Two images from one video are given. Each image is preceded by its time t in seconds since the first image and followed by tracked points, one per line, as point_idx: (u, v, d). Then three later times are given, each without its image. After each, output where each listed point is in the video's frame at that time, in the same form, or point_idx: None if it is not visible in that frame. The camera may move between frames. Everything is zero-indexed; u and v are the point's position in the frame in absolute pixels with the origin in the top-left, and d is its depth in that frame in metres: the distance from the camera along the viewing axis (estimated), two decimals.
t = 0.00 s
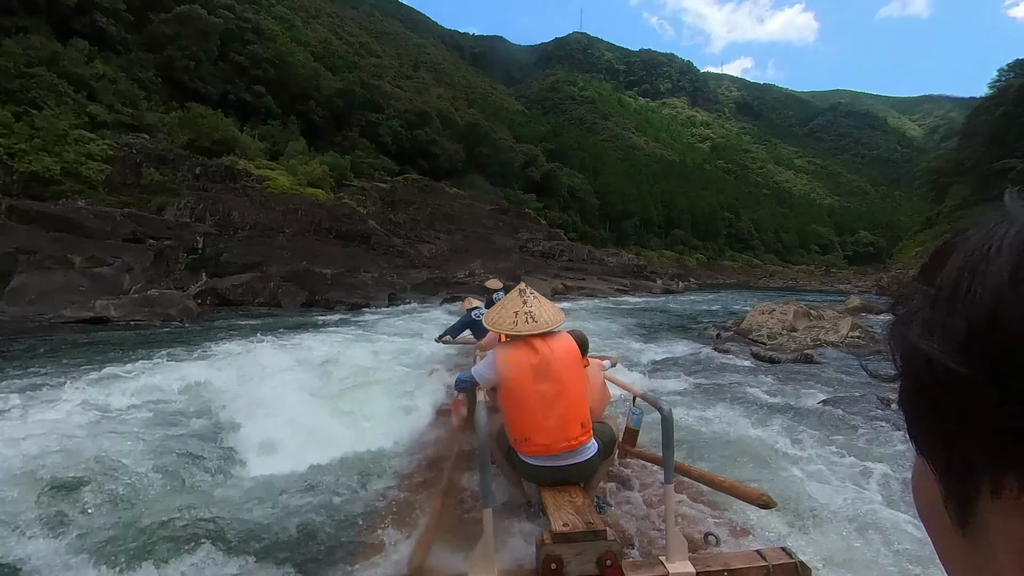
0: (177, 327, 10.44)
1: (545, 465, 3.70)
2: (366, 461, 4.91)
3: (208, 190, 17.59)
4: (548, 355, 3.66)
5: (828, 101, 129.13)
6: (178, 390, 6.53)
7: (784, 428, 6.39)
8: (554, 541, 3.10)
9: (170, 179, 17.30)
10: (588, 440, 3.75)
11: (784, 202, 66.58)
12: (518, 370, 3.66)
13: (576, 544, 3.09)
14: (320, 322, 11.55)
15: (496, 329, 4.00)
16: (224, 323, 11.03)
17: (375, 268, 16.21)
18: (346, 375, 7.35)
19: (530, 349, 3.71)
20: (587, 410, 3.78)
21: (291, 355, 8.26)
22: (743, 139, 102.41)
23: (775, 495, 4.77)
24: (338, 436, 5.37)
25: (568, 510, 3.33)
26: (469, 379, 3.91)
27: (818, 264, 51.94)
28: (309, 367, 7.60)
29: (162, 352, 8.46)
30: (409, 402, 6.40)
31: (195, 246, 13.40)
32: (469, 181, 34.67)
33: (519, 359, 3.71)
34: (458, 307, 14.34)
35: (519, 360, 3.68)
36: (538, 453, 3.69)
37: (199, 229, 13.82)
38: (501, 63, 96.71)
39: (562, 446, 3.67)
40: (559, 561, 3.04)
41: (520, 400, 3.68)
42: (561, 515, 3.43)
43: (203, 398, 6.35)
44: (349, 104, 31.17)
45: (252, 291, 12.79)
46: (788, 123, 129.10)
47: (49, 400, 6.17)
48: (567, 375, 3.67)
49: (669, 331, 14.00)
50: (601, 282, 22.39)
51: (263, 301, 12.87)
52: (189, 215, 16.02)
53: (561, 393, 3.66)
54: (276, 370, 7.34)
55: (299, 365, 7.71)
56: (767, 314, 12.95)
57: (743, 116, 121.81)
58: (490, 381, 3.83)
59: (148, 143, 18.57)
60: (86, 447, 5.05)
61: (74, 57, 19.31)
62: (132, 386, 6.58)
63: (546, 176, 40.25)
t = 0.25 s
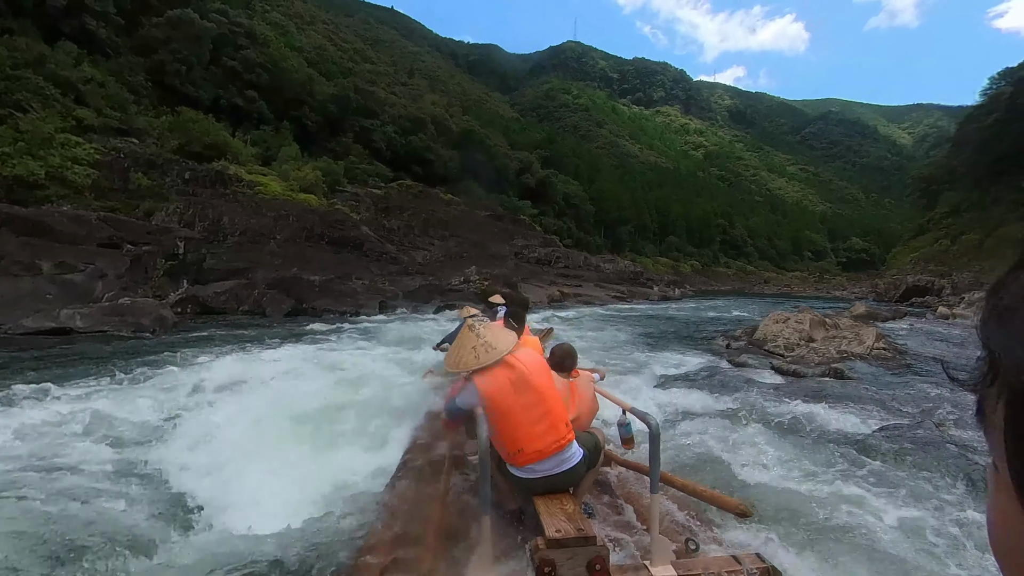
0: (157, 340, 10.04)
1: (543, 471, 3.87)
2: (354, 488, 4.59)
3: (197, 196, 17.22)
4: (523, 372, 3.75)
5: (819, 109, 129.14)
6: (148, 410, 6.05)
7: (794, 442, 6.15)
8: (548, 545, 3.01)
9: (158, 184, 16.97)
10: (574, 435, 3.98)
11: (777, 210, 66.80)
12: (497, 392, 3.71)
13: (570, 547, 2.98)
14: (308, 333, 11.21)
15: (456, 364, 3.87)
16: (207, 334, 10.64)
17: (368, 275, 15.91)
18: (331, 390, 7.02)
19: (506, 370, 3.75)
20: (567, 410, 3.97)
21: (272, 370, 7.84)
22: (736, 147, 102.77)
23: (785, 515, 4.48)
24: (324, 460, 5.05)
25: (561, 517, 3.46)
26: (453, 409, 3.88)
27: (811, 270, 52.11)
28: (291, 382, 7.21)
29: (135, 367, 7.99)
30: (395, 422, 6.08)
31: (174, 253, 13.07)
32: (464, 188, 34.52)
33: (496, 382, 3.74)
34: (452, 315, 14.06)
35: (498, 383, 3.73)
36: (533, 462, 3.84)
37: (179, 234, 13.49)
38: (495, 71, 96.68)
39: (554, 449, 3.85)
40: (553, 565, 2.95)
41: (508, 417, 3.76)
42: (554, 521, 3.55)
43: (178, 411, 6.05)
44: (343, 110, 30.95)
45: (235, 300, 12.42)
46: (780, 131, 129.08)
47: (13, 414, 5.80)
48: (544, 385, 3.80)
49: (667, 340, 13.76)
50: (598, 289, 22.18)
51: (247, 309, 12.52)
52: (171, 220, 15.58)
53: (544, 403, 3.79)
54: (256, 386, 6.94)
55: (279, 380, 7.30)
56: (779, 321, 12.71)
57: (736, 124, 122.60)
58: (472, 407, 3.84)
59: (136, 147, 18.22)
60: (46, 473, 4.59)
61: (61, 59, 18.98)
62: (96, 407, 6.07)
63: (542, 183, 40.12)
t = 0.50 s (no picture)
0: (137, 351, 9.63)
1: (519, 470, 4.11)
2: (331, 509, 4.41)
3: (187, 202, 16.93)
4: (494, 377, 3.97)
5: (812, 116, 129.15)
6: (104, 446, 5.63)
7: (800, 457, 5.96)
8: (516, 538, 3.09)
9: (148, 189, 16.70)
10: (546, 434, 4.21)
11: (772, 216, 66.98)
12: (471, 398, 3.97)
13: (537, 540, 3.06)
14: (294, 341, 10.91)
15: (432, 380, 4.08)
16: (189, 344, 10.28)
17: (360, 281, 15.63)
18: (308, 411, 6.75)
19: (478, 376, 3.99)
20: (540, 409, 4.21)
21: (242, 389, 7.50)
22: (731, 154, 103.06)
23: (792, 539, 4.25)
24: (299, 485, 4.85)
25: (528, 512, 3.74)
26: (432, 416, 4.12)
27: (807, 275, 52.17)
28: (262, 404, 6.89)
29: (103, 386, 7.56)
30: (372, 443, 5.85)
31: (155, 258, 12.83)
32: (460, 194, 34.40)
33: (470, 389, 3.98)
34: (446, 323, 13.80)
35: (471, 389, 3.98)
36: (509, 461, 4.08)
37: (160, 238, 13.33)
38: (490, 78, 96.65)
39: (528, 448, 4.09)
40: (520, 557, 3.02)
41: (483, 419, 4.01)
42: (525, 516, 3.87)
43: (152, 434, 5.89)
44: (338, 115, 30.84)
45: (219, 307, 12.02)
46: (773, 138, 129.09)
47: None
48: (516, 388, 4.03)
49: (666, 349, 13.53)
50: (595, 295, 22.04)
51: (230, 318, 12.08)
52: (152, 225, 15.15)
53: (516, 406, 4.03)
54: (223, 410, 6.61)
55: (248, 401, 6.99)
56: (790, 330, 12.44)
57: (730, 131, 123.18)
58: (449, 412, 4.09)
59: (126, 152, 17.97)
60: None
61: (51, 63, 18.76)
62: (42, 450, 5.57)
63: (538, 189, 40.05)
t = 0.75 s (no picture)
0: (106, 359, 9.06)
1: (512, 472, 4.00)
2: (307, 524, 3.92)
3: (175, 206, 16.50)
4: (482, 380, 3.90)
5: (804, 125, 129.16)
6: (39, 448, 4.72)
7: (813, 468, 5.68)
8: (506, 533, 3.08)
9: (135, 193, 16.25)
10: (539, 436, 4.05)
11: (765, 223, 67.16)
12: (461, 397, 3.88)
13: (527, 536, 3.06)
14: (277, 349, 10.43)
15: (423, 381, 4.14)
16: (164, 352, 9.78)
17: (353, 287, 15.27)
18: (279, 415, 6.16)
19: (468, 380, 3.92)
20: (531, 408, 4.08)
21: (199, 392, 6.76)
22: (724, 162, 103.43)
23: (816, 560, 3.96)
24: (273, 497, 4.31)
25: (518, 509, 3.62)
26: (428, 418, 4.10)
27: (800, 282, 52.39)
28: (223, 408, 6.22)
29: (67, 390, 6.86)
30: (353, 451, 5.41)
31: (129, 260, 12.46)
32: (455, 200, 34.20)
33: (458, 393, 3.89)
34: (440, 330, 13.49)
35: (460, 392, 3.89)
36: (502, 461, 3.97)
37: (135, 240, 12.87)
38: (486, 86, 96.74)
39: (519, 450, 3.96)
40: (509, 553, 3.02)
41: (473, 423, 3.91)
42: (516, 514, 3.82)
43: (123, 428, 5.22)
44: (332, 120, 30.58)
45: (197, 313, 11.68)
46: (765, 146, 129.08)
47: None
48: (506, 391, 3.91)
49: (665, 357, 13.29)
50: (592, 301, 21.84)
51: (209, 325, 11.71)
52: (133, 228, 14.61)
53: (507, 405, 3.91)
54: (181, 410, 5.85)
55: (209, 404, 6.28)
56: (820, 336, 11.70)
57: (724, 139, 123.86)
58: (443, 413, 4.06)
59: (113, 155, 17.52)
60: None
61: (37, 64, 18.32)
62: None
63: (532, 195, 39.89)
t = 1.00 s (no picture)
0: (74, 364, 8.54)
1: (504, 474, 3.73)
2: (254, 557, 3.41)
3: (163, 209, 16.08)
4: (478, 373, 3.84)
5: (797, 131, 129.13)
6: None
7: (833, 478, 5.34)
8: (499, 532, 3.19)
9: (120, 194, 15.78)
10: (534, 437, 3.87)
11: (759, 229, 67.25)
12: (458, 394, 3.79)
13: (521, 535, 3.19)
14: (261, 354, 10.01)
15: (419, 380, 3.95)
16: (139, 357, 9.31)
17: (345, 291, 14.90)
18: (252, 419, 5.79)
19: (463, 372, 3.84)
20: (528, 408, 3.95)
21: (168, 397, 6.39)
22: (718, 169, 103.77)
23: None
24: (222, 522, 3.80)
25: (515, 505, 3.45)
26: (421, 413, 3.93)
27: (794, 287, 52.52)
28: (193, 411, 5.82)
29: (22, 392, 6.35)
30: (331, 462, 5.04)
31: (101, 259, 11.84)
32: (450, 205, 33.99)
33: (452, 386, 3.80)
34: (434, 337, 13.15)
35: (455, 384, 3.80)
36: (494, 461, 3.75)
37: (109, 238, 12.27)
38: (481, 92, 96.81)
39: (513, 450, 3.74)
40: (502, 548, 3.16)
41: (465, 416, 3.75)
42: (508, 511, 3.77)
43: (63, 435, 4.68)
44: (326, 124, 30.32)
45: (175, 316, 11.21)
46: (759, 153, 129.04)
47: None
48: (501, 387, 3.82)
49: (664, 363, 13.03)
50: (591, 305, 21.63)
51: (187, 328, 11.27)
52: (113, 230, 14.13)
53: (503, 402, 3.80)
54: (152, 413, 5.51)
55: (179, 407, 5.91)
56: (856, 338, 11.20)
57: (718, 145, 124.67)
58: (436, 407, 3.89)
59: (100, 156, 17.11)
60: None
61: (21, 63, 17.93)
62: None
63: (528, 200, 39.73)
